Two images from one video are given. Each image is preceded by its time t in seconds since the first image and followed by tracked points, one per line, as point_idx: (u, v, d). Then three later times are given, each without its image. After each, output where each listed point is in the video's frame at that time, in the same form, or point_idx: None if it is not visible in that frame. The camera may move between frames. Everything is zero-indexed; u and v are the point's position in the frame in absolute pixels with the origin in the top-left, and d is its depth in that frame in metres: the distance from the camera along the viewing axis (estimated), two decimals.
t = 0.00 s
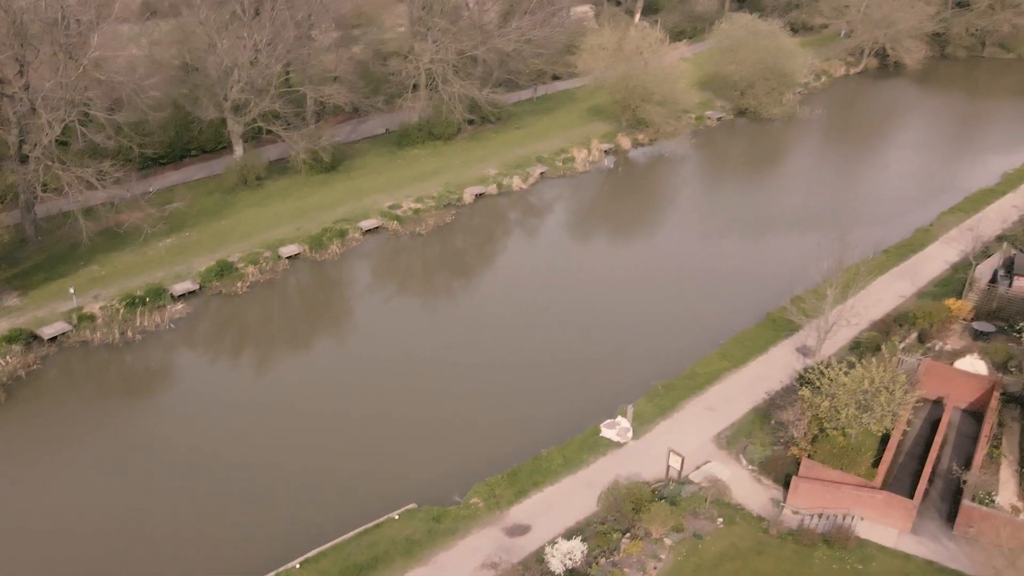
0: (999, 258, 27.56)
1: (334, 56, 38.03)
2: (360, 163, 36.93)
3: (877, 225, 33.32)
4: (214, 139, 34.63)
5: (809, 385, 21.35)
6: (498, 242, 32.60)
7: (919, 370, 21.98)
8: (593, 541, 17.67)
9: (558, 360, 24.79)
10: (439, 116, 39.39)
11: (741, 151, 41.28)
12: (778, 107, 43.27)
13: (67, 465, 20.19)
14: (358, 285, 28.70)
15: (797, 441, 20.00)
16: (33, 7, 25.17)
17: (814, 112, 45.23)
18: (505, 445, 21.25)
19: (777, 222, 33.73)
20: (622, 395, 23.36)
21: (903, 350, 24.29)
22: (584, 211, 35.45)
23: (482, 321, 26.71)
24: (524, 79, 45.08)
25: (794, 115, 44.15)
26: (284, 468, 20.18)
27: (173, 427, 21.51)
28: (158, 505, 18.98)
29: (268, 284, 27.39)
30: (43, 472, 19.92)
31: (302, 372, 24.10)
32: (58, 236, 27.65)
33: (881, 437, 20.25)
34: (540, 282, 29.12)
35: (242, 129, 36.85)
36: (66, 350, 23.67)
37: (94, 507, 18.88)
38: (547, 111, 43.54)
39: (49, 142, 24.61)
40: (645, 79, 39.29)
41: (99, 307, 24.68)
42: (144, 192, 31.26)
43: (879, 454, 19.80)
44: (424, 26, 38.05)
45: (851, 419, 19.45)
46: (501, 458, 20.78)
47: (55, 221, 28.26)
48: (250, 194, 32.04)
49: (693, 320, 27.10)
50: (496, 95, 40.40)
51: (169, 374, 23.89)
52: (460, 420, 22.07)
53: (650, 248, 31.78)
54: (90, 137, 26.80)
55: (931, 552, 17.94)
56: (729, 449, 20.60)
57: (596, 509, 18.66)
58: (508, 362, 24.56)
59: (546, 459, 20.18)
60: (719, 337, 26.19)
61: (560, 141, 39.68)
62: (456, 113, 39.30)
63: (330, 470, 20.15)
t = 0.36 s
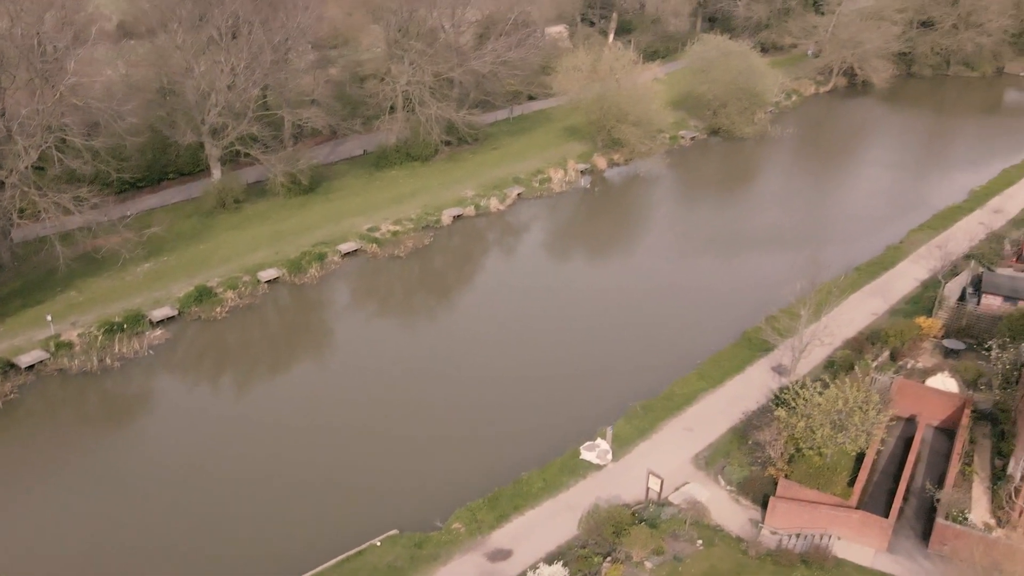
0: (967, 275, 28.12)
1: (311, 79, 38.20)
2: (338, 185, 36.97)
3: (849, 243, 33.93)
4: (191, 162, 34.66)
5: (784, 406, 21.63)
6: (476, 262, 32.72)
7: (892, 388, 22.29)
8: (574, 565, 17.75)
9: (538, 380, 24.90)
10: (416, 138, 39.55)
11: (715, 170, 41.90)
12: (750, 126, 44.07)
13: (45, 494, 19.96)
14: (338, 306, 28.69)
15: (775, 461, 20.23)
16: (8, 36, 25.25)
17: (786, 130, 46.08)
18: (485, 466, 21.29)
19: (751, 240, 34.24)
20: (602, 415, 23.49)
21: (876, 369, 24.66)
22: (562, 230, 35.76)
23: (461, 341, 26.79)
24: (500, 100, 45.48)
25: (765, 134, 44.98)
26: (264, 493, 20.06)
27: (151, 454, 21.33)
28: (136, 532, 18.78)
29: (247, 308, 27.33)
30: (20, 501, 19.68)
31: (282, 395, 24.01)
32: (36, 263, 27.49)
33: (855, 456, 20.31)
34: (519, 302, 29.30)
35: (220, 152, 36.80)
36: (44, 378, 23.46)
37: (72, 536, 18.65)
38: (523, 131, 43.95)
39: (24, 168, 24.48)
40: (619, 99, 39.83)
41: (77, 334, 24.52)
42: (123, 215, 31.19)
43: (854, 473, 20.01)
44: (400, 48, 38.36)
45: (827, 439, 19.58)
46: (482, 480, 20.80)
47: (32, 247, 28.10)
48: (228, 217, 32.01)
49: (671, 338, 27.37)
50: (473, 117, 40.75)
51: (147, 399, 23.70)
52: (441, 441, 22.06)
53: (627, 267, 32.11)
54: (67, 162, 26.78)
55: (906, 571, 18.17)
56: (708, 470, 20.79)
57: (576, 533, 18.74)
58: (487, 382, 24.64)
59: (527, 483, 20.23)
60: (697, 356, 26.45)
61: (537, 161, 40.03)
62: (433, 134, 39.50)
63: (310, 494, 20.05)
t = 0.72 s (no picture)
0: (938, 294, 28.61)
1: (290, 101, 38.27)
2: (317, 207, 36.96)
3: (823, 262, 34.45)
4: (170, 186, 34.80)
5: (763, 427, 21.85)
6: (456, 283, 32.81)
7: (867, 408, 22.59)
8: None
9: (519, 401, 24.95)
10: (395, 159, 39.69)
11: (691, 189, 42.41)
12: (724, 146, 44.73)
13: (22, 525, 19.65)
14: (318, 329, 28.62)
15: (753, 482, 20.49)
16: None
17: (760, 150, 46.77)
18: (466, 489, 21.23)
19: (727, 259, 34.65)
20: (583, 436, 23.57)
21: (852, 389, 24.95)
22: (540, 250, 35.98)
23: (442, 363, 26.81)
24: (477, 121, 45.80)
25: (739, 154, 45.65)
26: (244, 520, 19.89)
27: (131, 482, 21.09)
28: (114, 563, 18.53)
29: (227, 333, 27.19)
30: None
31: (262, 419, 23.88)
32: (14, 290, 27.22)
33: (833, 476, 20.54)
34: (499, 323, 29.39)
35: (199, 176, 36.81)
36: (22, 407, 23.16)
37: (49, 567, 18.35)
38: (502, 152, 44.27)
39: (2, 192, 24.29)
40: (595, 120, 40.28)
41: (55, 362, 24.24)
42: (102, 239, 31.26)
43: (832, 494, 20.26)
44: (378, 71, 38.59)
45: (804, 460, 19.69)
46: (463, 504, 20.76)
47: (10, 273, 27.82)
48: (207, 241, 31.92)
49: (651, 359, 27.56)
50: (451, 138, 40.99)
51: (126, 427, 23.45)
52: (422, 464, 22.01)
53: (605, 287, 32.35)
54: (44, 188, 26.64)
55: None
56: (688, 492, 20.94)
57: (558, 557, 18.78)
58: (468, 404, 24.65)
59: (509, 507, 20.23)
60: (676, 377, 26.64)
61: (515, 182, 40.29)
62: (412, 156, 39.65)
63: (291, 521, 19.89)
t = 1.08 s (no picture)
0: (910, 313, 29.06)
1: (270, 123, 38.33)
2: (297, 229, 36.94)
3: (799, 281, 34.93)
4: (149, 209, 34.86)
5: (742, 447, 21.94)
6: (437, 304, 32.86)
7: (844, 428, 22.87)
8: None
9: (501, 422, 24.99)
10: (375, 181, 39.78)
11: (669, 208, 42.88)
12: (700, 166, 45.35)
13: None
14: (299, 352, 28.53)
15: (734, 504, 20.52)
16: None
17: (735, 169, 47.42)
18: (448, 513, 21.17)
19: (705, 279, 35.03)
20: (565, 457, 23.63)
21: (828, 409, 25.19)
22: (520, 270, 36.18)
23: (424, 384, 26.82)
24: (456, 141, 46.10)
25: (715, 174, 46.25)
26: (225, 547, 19.72)
27: (110, 510, 20.88)
28: None
29: (208, 358, 27.08)
30: None
31: (242, 443, 23.73)
32: None
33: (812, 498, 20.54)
34: (480, 344, 29.46)
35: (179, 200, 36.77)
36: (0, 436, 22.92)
37: None
38: (481, 172, 44.57)
39: None
40: (573, 141, 40.68)
41: (34, 390, 24.01)
42: (82, 262, 31.19)
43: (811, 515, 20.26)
44: (357, 93, 38.78)
45: (783, 481, 19.74)
46: (446, 528, 20.70)
47: None
48: (187, 264, 31.83)
49: (631, 379, 27.73)
50: (430, 160, 41.20)
51: (106, 454, 23.23)
52: (404, 487, 21.96)
53: (585, 306, 32.58)
54: (22, 214, 26.50)
55: None
56: (669, 514, 21.05)
57: None
58: (449, 426, 24.65)
59: (491, 532, 20.21)
60: (657, 397, 26.82)
61: (495, 204, 40.50)
62: (391, 177, 39.73)
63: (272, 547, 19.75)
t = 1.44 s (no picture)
0: (886, 333, 29.41)
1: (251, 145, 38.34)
2: (278, 252, 36.87)
3: (777, 299, 35.34)
4: (129, 231, 34.84)
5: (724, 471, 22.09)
6: (418, 325, 32.87)
7: (823, 449, 23.08)
8: None
9: (483, 444, 25.00)
10: (356, 203, 39.83)
11: (647, 228, 43.29)
12: (678, 185, 45.86)
13: None
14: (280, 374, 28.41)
15: (715, 526, 20.79)
16: None
17: (713, 189, 47.97)
18: (432, 536, 21.10)
19: (684, 298, 35.35)
20: (548, 478, 23.65)
21: (807, 429, 25.37)
22: (501, 290, 36.32)
23: (406, 406, 26.79)
24: (436, 161, 46.37)
25: (693, 194, 46.77)
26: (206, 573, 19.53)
27: (90, 539, 20.61)
28: None
29: (190, 384, 26.89)
30: None
31: (224, 468, 23.57)
32: None
33: (792, 519, 20.67)
34: (461, 365, 29.51)
35: (159, 223, 36.63)
36: None
37: None
38: (461, 193, 44.79)
39: None
40: (552, 162, 41.02)
41: (13, 419, 23.69)
42: (62, 285, 31.06)
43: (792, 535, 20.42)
44: (337, 115, 38.92)
45: (763, 503, 19.93)
46: (429, 552, 20.63)
47: None
48: (168, 288, 31.67)
49: (613, 399, 27.85)
50: (410, 181, 41.36)
51: (85, 482, 22.95)
52: (388, 511, 21.88)
53: (565, 326, 32.75)
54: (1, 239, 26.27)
55: None
56: (652, 537, 21.05)
57: None
58: (432, 448, 24.62)
59: (475, 557, 20.16)
60: (638, 417, 26.95)
61: (475, 225, 40.68)
62: (372, 199, 39.77)
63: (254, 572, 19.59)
